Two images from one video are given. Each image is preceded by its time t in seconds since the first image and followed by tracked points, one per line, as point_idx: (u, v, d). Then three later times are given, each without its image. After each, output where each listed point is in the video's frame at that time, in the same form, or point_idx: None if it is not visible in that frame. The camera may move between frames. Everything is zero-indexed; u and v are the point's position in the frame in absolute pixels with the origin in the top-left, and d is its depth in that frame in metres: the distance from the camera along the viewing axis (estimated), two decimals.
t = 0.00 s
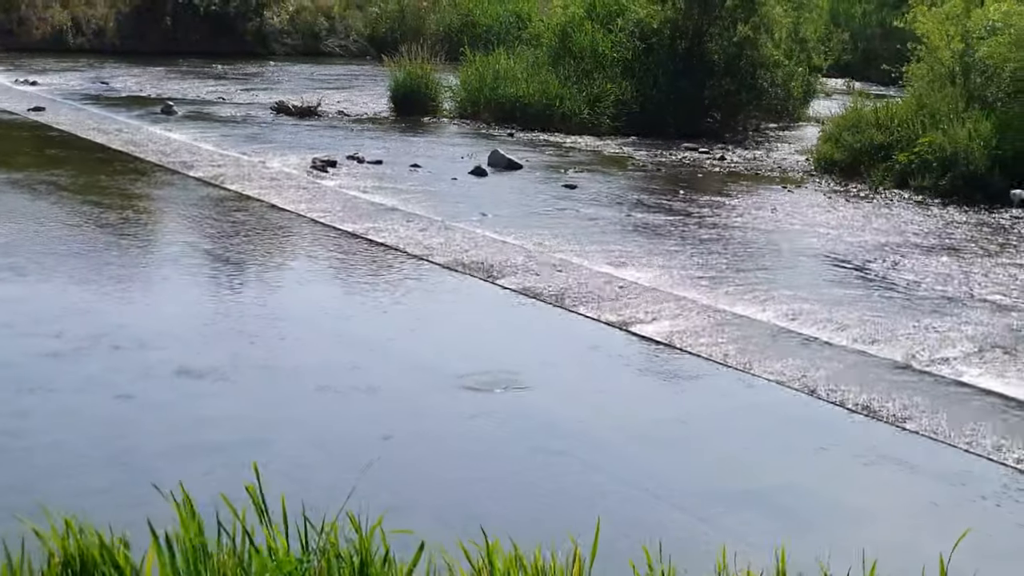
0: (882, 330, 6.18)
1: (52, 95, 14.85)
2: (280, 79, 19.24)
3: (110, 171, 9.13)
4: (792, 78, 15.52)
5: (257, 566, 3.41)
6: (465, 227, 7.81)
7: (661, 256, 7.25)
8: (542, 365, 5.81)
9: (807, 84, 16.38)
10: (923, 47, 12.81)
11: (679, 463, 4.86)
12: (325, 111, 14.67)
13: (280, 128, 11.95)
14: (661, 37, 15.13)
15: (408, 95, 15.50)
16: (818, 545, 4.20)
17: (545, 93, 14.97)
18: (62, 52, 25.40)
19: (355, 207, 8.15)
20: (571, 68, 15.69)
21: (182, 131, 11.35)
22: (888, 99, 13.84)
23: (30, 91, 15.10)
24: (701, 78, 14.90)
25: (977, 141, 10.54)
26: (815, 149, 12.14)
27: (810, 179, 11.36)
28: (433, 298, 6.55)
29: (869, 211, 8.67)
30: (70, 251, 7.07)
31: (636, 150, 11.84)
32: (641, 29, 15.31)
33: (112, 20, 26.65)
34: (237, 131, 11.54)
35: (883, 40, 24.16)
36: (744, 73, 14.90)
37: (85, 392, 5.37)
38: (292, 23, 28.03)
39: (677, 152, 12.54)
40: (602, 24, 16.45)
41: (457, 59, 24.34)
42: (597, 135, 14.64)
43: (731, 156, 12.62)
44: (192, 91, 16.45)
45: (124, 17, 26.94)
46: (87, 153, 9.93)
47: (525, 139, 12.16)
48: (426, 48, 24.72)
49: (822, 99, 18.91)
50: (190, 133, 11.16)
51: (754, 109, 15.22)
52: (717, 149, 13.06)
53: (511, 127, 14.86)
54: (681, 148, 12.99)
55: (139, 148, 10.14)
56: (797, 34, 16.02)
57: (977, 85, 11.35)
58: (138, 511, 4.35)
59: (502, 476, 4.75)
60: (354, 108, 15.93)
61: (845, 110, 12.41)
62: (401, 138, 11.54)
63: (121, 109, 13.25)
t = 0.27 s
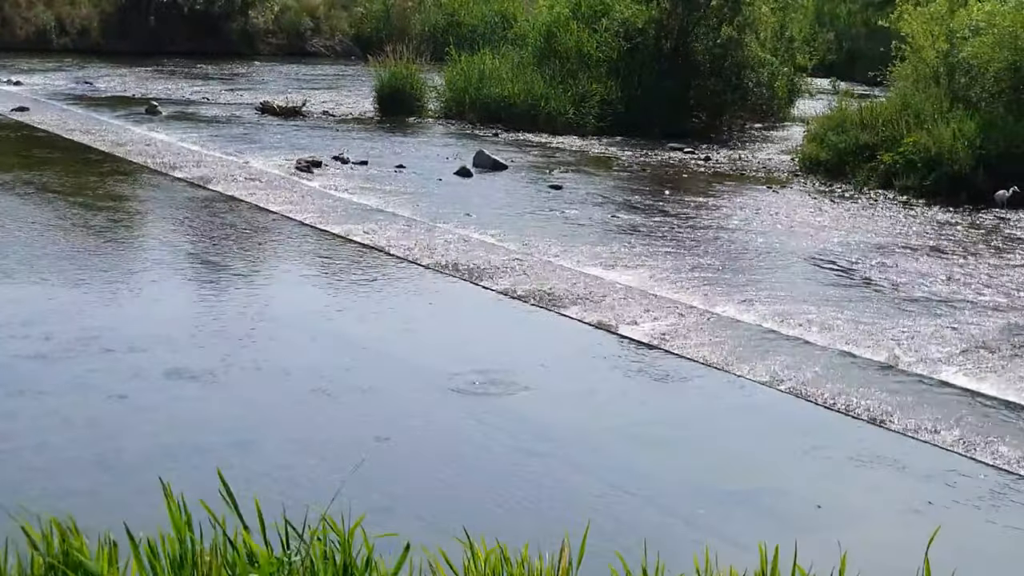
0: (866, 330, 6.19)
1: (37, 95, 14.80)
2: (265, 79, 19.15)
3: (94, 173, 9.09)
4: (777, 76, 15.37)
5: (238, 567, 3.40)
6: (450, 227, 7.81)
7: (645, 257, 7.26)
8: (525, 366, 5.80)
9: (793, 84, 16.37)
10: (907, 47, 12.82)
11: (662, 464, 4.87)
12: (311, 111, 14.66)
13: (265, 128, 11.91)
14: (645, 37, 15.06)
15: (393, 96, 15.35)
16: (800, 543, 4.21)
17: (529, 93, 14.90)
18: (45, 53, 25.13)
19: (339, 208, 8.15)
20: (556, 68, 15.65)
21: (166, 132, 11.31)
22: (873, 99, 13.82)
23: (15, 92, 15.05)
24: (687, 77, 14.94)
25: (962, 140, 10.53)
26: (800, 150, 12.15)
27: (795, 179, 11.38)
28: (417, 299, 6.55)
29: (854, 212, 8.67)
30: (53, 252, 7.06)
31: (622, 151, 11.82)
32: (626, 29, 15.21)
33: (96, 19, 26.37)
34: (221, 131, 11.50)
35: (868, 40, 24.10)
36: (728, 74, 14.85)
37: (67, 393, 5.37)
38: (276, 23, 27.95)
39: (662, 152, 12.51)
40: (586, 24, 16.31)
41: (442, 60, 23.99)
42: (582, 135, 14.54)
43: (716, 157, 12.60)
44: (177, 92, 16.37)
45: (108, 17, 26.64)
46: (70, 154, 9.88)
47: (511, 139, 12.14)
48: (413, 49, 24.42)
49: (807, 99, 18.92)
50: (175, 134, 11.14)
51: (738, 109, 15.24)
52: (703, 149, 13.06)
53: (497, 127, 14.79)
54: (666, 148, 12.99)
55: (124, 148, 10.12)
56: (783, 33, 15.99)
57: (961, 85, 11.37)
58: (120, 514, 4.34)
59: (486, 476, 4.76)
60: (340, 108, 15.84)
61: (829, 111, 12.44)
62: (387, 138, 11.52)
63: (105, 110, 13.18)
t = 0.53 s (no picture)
0: (856, 330, 6.20)
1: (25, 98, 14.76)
2: (253, 81, 19.10)
3: (81, 176, 9.06)
4: (765, 76, 15.63)
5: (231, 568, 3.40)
6: (439, 229, 7.81)
7: (633, 257, 7.27)
8: (515, 367, 5.80)
9: (780, 84, 16.38)
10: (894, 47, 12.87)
11: (652, 465, 4.86)
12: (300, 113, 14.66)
13: (254, 131, 11.90)
14: (633, 37, 15.04)
15: (381, 97, 15.29)
16: (793, 543, 4.22)
17: (517, 94, 14.81)
18: (33, 57, 24.76)
19: (328, 210, 8.15)
20: (544, 69, 15.49)
21: (155, 135, 11.28)
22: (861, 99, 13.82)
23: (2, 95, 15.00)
24: (673, 78, 15.01)
25: (950, 139, 10.55)
26: (788, 149, 12.16)
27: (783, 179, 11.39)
28: (406, 300, 6.54)
29: (842, 211, 8.68)
30: (41, 256, 7.05)
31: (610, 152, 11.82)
32: (613, 29, 15.21)
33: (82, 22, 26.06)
34: (209, 134, 11.48)
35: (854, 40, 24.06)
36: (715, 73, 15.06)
37: (57, 396, 5.36)
38: (264, 24, 27.84)
39: (651, 153, 12.49)
40: (573, 24, 16.35)
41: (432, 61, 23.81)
42: (567, 136, 14.42)
43: (704, 157, 12.59)
44: (165, 94, 16.33)
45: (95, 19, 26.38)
46: (58, 157, 9.86)
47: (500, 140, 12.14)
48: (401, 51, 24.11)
49: (795, 99, 18.93)
50: (163, 137, 11.12)
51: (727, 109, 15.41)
52: (691, 149, 13.08)
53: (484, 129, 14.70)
54: (653, 148, 13.00)
55: (112, 151, 10.10)
56: (770, 31, 15.98)
57: (948, 83, 11.39)
58: (110, 519, 4.32)
59: (477, 477, 4.75)
60: (329, 110, 15.81)
61: (817, 110, 12.45)
62: (375, 140, 11.51)
63: (92, 113, 13.14)
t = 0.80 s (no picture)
0: (846, 328, 6.21)
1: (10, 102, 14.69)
2: (241, 84, 19.03)
3: (68, 179, 9.02)
4: (752, 76, 15.58)
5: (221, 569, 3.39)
6: (428, 230, 7.81)
7: (622, 257, 7.28)
8: (505, 368, 5.80)
9: (768, 84, 16.40)
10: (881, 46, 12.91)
11: (643, 464, 4.87)
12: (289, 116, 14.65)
13: (242, 133, 11.87)
14: (620, 39, 14.88)
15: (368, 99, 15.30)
16: (781, 541, 4.23)
17: (506, 96, 14.91)
18: (19, 59, 23.93)
19: (317, 211, 8.14)
20: (533, 71, 15.41)
21: (142, 137, 11.25)
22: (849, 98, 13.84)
23: None
24: (661, 79, 14.89)
25: (937, 139, 10.60)
26: (776, 149, 12.17)
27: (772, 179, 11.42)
28: (395, 302, 6.54)
29: (830, 211, 8.71)
30: (28, 259, 7.02)
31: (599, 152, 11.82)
32: (601, 30, 15.03)
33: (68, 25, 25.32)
34: (197, 137, 11.45)
35: (841, 39, 24.04)
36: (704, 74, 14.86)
37: (45, 398, 5.35)
38: (252, 27, 27.01)
39: (640, 154, 12.49)
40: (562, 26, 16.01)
41: (420, 62, 23.89)
42: (559, 137, 14.55)
43: (693, 158, 12.61)
44: (152, 97, 16.27)
45: (82, 23, 25.67)
46: (45, 161, 9.82)
47: (488, 141, 12.14)
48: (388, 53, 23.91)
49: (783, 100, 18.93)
50: (150, 140, 11.08)
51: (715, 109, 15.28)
52: (679, 150, 13.08)
53: (473, 129, 14.82)
54: (642, 149, 13.00)
55: (99, 155, 10.07)
56: (758, 32, 16.00)
57: (934, 83, 11.40)
58: (101, 522, 4.31)
59: (466, 478, 4.75)
60: (318, 113, 15.79)
61: (805, 110, 12.48)
62: (364, 142, 11.50)
63: (79, 116, 13.09)
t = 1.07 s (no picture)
0: (830, 330, 6.22)
1: None
2: (224, 87, 18.95)
3: (49, 183, 8.97)
4: (735, 79, 15.68)
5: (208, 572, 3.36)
6: (411, 232, 7.80)
7: (606, 259, 7.27)
8: (490, 371, 5.79)
9: (751, 86, 16.42)
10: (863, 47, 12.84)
11: (627, 467, 4.86)
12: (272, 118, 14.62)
13: (225, 136, 11.83)
14: (604, 41, 14.97)
15: (353, 101, 15.32)
16: (767, 544, 4.22)
17: (489, 98, 14.81)
18: None
19: (300, 214, 8.11)
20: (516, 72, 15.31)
21: (124, 141, 11.20)
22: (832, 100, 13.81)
23: None
24: (644, 79, 14.89)
25: (919, 139, 10.66)
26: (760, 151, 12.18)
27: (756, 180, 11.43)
28: (379, 305, 6.52)
29: (813, 212, 8.72)
30: (8, 264, 6.97)
31: (583, 154, 11.80)
32: (586, 32, 15.17)
33: (50, 27, 24.89)
34: (180, 140, 11.40)
35: (825, 41, 23.97)
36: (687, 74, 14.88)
37: (27, 404, 5.31)
38: (235, 29, 26.62)
39: (623, 155, 12.46)
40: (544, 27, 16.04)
41: (403, 66, 23.62)
42: (542, 139, 14.51)
43: (676, 159, 12.60)
44: (136, 100, 16.19)
45: (64, 26, 25.22)
46: (26, 165, 9.76)
47: (472, 143, 12.14)
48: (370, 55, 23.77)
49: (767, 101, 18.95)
50: (132, 143, 11.03)
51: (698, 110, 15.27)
52: (663, 151, 13.06)
53: (457, 132, 14.74)
54: (627, 150, 12.98)
55: (81, 158, 10.02)
56: (741, 34, 16.03)
57: (917, 84, 11.44)
58: (83, 527, 4.28)
59: (451, 482, 4.74)
60: (302, 115, 15.73)
61: (788, 111, 12.50)
62: (348, 145, 11.47)
63: (61, 120, 13.01)
